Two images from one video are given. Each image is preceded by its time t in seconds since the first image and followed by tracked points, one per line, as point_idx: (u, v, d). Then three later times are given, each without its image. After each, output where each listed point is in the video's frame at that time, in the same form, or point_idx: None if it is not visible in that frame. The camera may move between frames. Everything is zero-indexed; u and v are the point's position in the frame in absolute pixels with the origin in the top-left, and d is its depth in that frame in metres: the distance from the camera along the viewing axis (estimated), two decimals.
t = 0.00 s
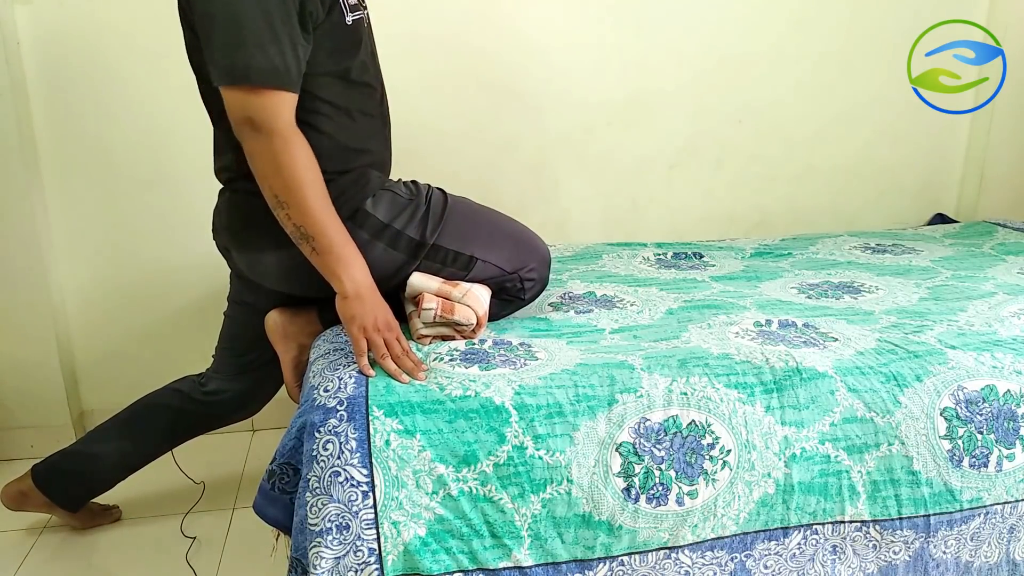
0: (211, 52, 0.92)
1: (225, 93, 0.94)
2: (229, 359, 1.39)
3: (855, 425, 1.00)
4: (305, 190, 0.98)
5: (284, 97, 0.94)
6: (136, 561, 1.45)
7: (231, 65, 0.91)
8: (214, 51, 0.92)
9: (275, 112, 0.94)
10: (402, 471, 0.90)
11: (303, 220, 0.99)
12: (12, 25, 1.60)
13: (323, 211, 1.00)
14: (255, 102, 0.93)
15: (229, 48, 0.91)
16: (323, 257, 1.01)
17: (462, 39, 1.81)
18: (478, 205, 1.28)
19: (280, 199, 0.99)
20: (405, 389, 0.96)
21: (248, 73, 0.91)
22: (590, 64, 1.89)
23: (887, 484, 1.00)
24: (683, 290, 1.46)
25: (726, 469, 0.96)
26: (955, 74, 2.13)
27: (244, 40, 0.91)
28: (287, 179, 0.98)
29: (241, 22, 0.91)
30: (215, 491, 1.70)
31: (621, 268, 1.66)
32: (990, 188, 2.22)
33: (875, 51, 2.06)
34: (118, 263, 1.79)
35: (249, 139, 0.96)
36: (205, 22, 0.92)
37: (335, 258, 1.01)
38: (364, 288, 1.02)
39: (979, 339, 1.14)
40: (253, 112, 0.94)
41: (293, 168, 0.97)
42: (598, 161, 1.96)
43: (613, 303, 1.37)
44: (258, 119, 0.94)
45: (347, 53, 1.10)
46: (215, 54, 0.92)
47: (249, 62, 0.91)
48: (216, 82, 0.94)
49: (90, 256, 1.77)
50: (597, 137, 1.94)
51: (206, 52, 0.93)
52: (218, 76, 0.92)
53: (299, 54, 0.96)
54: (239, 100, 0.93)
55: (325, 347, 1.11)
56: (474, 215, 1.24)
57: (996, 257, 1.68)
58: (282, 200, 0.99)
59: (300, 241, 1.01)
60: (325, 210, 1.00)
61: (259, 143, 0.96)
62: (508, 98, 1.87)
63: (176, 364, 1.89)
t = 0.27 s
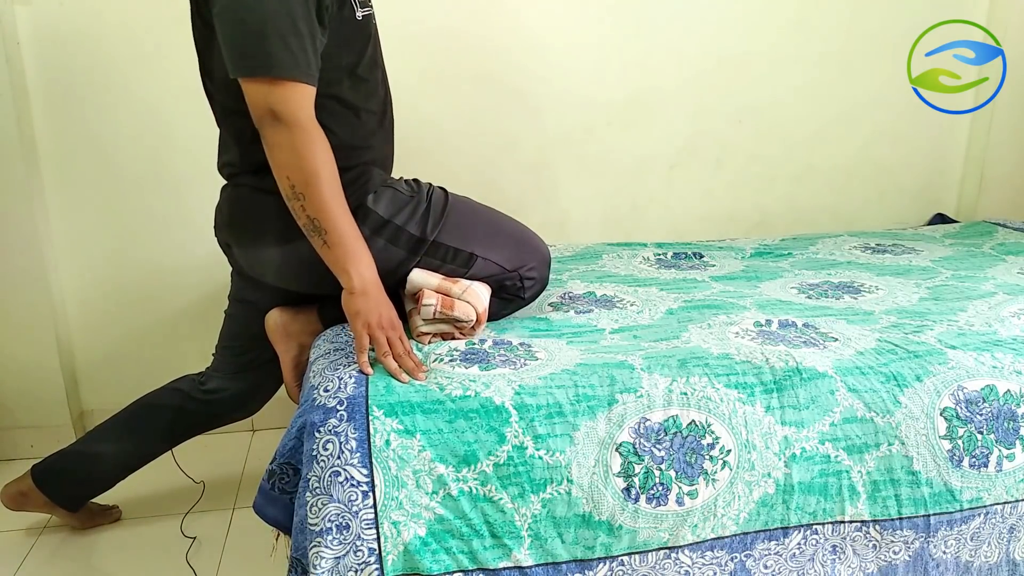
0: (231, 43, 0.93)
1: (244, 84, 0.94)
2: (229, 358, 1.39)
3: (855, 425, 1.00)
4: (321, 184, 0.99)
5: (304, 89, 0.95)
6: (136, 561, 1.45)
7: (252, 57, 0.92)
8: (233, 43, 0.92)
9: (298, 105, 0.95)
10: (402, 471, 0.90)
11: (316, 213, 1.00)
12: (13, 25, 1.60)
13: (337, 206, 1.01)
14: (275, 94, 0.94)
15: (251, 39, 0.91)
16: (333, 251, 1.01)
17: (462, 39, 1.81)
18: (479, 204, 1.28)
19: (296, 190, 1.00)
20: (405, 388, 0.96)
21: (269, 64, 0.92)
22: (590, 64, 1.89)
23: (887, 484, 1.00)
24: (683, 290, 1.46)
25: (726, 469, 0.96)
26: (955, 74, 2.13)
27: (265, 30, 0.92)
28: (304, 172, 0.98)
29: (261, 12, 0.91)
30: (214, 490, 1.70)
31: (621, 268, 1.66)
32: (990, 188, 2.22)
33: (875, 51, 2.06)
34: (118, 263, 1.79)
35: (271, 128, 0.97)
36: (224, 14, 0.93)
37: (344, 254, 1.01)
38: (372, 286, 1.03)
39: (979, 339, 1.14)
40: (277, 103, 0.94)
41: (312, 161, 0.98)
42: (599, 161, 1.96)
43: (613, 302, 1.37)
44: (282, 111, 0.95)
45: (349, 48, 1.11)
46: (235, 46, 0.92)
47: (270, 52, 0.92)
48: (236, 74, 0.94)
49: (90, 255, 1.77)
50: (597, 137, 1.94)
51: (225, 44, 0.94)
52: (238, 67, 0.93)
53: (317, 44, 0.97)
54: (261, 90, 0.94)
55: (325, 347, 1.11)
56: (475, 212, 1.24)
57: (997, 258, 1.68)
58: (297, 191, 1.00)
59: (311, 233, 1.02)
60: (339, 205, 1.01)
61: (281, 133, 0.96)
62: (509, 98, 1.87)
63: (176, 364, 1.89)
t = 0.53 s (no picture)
0: (241, 38, 0.94)
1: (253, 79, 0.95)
2: (229, 357, 1.39)
3: (855, 425, 1.00)
4: (325, 180, 1.00)
5: (312, 86, 0.96)
6: (136, 561, 1.45)
7: (261, 51, 0.93)
8: (243, 37, 0.94)
9: (304, 101, 0.96)
10: (402, 471, 0.90)
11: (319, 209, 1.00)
12: (13, 25, 1.60)
13: (340, 203, 1.01)
14: (283, 88, 0.95)
15: (261, 33, 0.93)
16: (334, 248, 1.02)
17: (462, 39, 1.81)
18: (480, 203, 1.28)
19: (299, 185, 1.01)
20: (405, 388, 0.96)
21: (278, 58, 0.93)
22: (590, 64, 1.89)
23: (887, 484, 1.00)
24: (683, 290, 1.46)
25: (726, 470, 0.96)
26: (955, 74, 2.13)
27: (276, 24, 0.93)
28: (308, 166, 0.99)
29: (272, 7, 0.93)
30: (214, 490, 1.70)
31: (621, 268, 1.66)
32: (991, 188, 2.22)
33: (876, 51, 2.06)
34: (118, 263, 1.79)
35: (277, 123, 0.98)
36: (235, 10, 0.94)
37: (345, 251, 1.02)
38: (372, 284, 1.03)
39: (979, 339, 1.14)
40: (283, 97, 0.95)
41: (316, 156, 0.99)
42: (599, 161, 1.96)
43: (613, 302, 1.37)
44: (288, 105, 0.96)
45: (354, 46, 1.12)
46: (245, 40, 0.93)
47: (280, 46, 0.93)
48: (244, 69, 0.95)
49: (90, 255, 1.77)
50: (597, 137, 1.94)
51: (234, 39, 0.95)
52: (248, 62, 0.94)
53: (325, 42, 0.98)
54: (268, 84, 0.95)
55: (325, 347, 1.11)
56: (476, 211, 1.24)
57: (997, 258, 1.68)
58: (301, 186, 1.01)
59: (313, 229, 1.02)
60: (342, 202, 1.01)
61: (287, 128, 0.98)
62: (509, 98, 1.87)
63: (176, 363, 1.89)
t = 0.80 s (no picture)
0: (248, 37, 0.94)
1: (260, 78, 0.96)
2: (229, 358, 1.39)
3: (855, 425, 1.00)
4: (327, 181, 1.00)
5: (318, 86, 0.96)
6: (136, 561, 1.45)
7: (268, 50, 0.93)
8: (251, 37, 0.94)
9: (309, 101, 0.96)
10: (402, 471, 0.90)
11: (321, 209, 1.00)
12: (12, 25, 1.60)
13: (342, 204, 1.01)
14: (289, 88, 0.95)
15: (268, 32, 0.93)
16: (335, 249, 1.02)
17: (462, 39, 1.81)
18: (478, 200, 1.28)
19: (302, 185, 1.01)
20: (405, 388, 0.96)
21: (287, 59, 0.93)
22: (590, 64, 1.89)
23: (887, 484, 1.00)
24: (683, 290, 1.46)
25: (726, 469, 0.96)
26: (955, 74, 2.13)
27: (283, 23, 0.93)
28: (312, 167, 0.99)
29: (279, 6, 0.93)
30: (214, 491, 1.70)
31: (621, 268, 1.66)
32: (991, 187, 2.22)
33: (876, 51, 2.06)
34: (118, 263, 1.79)
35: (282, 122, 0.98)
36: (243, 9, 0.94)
37: (346, 252, 1.02)
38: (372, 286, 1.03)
39: (979, 339, 1.14)
40: (289, 97, 0.95)
41: (320, 157, 0.98)
42: (599, 161, 1.96)
43: (613, 302, 1.37)
44: (293, 105, 0.96)
45: (358, 48, 1.12)
46: (252, 39, 0.94)
47: (287, 46, 0.93)
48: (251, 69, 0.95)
49: (90, 256, 1.77)
50: (597, 137, 1.94)
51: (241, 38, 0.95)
52: (255, 61, 0.94)
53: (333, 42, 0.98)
54: (275, 84, 0.95)
55: (325, 347, 1.11)
56: (475, 207, 1.24)
57: (997, 258, 1.68)
58: (304, 185, 1.01)
59: (315, 229, 1.02)
60: (345, 203, 1.01)
61: (292, 128, 0.98)
62: (508, 98, 1.87)
63: (176, 363, 1.89)
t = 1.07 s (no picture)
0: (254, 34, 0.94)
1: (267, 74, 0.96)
2: (229, 356, 1.39)
3: (855, 425, 1.00)
4: (334, 179, 1.00)
5: (325, 83, 0.97)
6: (136, 561, 1.45)
7: (275, 46, 0.93)
8: (257, 33, 0.94)
9: (318, 99, 0.96)
10: (402, 471, 0.90)
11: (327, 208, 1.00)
12: (13, 25, 1.60)
13: (348, 203, 1.01)
14: (296, 84, 0.95)
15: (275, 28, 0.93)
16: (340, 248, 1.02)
17: (462, 39, 1.81)
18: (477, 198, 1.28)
19: (309, 183, 1.01)
20: (405, 388, 0.96)
21: (294, 57, 0.94)
22: (590, 64, 1.89)
23: (887, 484, 1.00)
24: (683, 290, 1.46)
25: (726, 469, 0.96)
26: (955, 74, 2.13)
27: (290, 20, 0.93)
28: (317, 164, 0.99)
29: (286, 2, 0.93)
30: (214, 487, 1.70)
31: (621, 268, 1.66)
32: (991, 187, 2.22)
33: (876, 51, 2.06)
34: (118, 263, 1.79)
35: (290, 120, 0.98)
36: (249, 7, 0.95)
37: (351, 251, 1.02)
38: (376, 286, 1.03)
39: (979, 339, 1.14)
40: (298, 94, 0.96)
41: (325, 155, 0.98)
42: (599, 161, 1.96)
43: (613, 302, 1.37)
44: (302, 102, 0.96)
45: (361, 48, 1.12)
46: (258, 36, 0.94)
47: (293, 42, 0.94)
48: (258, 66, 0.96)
49: (90, 255, 1.77)
50: (597, 137, 1.94)
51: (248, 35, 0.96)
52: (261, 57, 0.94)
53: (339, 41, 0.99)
54: (283, 81, 0.95)
55: (325, 347, 1.11)
56: (474, 205, 1.24)
57: (997, 257, 1.68)
58: (310, 183, 1.00)
59: (319, 228, 1.02)
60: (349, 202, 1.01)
61: (299, 125, 0.98)
62: (509, 98, 1.87)
63: (176, 363, 1.89)
